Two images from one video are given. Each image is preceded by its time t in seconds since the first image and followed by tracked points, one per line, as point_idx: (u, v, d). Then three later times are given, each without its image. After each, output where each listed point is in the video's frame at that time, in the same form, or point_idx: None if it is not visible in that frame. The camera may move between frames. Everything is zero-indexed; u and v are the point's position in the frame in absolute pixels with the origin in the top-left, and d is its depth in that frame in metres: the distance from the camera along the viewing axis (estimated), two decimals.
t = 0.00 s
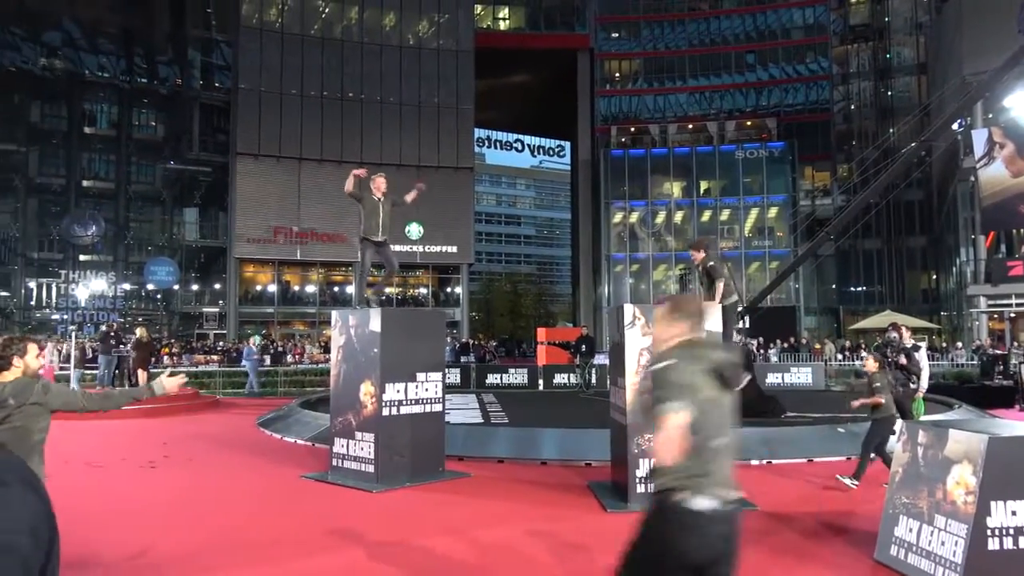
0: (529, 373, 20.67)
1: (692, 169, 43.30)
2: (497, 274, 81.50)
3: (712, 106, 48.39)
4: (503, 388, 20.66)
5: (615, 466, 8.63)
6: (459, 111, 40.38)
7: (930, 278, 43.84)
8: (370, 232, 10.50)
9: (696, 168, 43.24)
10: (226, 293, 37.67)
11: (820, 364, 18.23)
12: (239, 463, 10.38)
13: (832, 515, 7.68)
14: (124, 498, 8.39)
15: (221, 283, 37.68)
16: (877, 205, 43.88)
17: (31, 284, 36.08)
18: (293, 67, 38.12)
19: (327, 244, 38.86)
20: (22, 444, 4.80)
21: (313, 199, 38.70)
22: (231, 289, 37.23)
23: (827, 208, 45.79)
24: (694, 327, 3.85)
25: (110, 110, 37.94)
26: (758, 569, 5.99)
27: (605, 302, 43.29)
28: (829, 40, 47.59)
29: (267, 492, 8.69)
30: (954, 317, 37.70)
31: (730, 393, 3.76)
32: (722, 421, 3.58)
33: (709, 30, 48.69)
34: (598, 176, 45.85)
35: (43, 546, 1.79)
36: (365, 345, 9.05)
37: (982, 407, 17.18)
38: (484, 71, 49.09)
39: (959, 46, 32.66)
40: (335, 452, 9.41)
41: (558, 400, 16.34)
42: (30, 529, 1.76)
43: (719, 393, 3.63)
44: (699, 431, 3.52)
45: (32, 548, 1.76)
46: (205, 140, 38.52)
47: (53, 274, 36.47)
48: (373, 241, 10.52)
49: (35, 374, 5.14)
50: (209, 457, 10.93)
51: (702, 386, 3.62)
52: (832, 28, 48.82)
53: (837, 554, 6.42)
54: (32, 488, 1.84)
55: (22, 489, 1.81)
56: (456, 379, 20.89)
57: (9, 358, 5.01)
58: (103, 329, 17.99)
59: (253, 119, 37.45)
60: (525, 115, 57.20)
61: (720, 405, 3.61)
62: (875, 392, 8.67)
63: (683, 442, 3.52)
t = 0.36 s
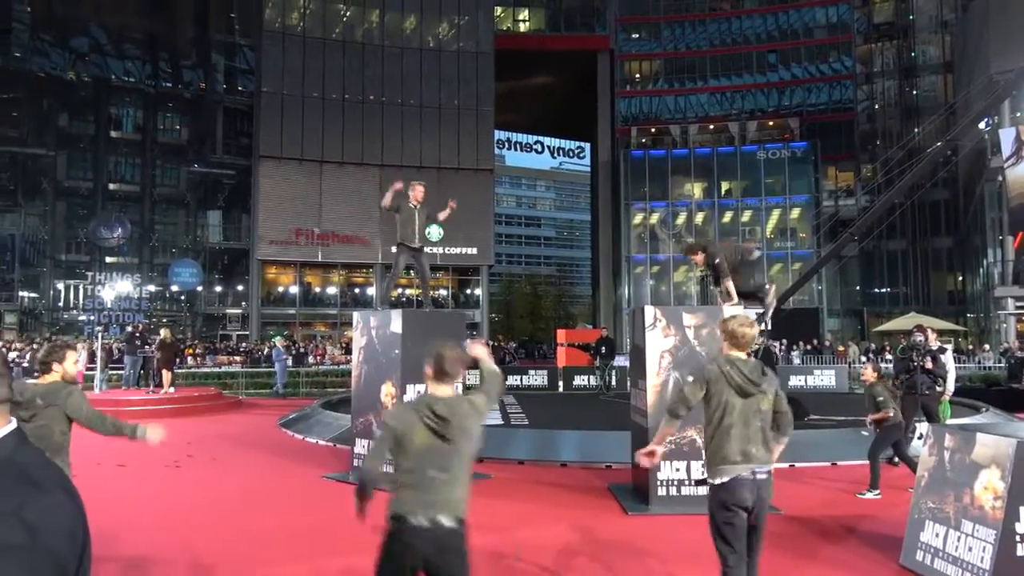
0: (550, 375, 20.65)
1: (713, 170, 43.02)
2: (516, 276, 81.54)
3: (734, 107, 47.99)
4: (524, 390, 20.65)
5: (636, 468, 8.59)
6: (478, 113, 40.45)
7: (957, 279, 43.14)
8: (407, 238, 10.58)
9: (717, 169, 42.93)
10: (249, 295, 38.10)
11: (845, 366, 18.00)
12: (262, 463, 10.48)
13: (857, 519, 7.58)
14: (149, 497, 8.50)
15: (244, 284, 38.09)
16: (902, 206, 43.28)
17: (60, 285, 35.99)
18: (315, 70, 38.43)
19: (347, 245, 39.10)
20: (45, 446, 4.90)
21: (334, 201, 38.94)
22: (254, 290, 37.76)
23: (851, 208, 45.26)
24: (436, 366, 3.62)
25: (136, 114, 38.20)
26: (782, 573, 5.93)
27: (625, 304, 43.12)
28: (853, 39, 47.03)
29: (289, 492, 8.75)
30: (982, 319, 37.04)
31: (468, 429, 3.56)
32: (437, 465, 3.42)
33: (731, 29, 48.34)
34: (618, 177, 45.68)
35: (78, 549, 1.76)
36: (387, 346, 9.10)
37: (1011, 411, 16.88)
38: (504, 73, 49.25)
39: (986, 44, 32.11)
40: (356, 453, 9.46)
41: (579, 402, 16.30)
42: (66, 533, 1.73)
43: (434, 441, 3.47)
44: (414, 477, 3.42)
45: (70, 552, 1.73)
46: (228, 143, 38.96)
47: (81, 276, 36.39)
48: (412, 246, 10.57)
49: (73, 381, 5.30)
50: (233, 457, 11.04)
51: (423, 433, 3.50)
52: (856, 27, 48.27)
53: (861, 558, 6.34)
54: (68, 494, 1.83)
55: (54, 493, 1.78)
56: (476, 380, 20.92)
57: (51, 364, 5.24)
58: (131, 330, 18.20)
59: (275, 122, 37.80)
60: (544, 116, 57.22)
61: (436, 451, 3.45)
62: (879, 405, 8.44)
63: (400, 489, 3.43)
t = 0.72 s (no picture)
0: (565, 377, 20.67)
1: (729, 170, 42.81)
2: (531, 277, 81.50)
3: (750, 107, 47.67)
4: (539, 391, 20.68)
5: (651, 470, 8.56)
6: (493, 114, 40.49)
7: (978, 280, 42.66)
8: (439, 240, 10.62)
9: (733, 169, 42.73)
10: (266, 296, 38.44)
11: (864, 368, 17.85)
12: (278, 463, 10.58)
13: (875, 523, 7.50)
14: (168, 497, 8.59)
15: (261, 286, 38.44)
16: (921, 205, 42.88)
17: (80, 287, 35.92)
18: (331, 73, 38.69)
19: (363, 247, 39.27)
20: (78, 426, 5.57)
21: (349, 203, 39.12)
22: (271, 292, 38.13)
23: (868, 208, 44.86)
24: (310, 364, 4.87)
25: (154, 118, 38.51)
26: None
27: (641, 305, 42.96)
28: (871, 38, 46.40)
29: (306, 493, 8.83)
30: (1003, 321, 36.56)
31: (345, 408, 4.89)
32: (330, 437, 4.74)
33: (746, 29, 48.10)
34: (633, 178, 45.55)
35: (92, 562, 1.77)
36: (402, 348, 9.13)
37: None
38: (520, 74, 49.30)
39: (1007, 41, 31.68)
40: (373, 454, 9.50)
41: (594, 404, 16.27)
42: (81, 544, 1.74)
43: (324, 418, 4.79)
44: (312, 448, 4.70)
45: (83, 565, 1.72)
46: (245, 147, 39.33)
47: (101, 278, 36.20)
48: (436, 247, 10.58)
49: (119, 368, 5.97)
50: (250, 458, 11.13)
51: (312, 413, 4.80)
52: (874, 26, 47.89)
53: (880, 562, 6.28)
54: (85, 503, 1.80)
55: (72, 499, 1.78)
56: (491, 382, 20.96)
57: (102, 351, 5.90)
58: (150, 333, 18.24)
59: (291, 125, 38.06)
60: (559, 117, 57.25)
61: (327, 424, 4.78)
62: (887, 409, 8.28)
63: (302, 457, 4.68)
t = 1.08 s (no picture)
0: (577, 378, 20.67)
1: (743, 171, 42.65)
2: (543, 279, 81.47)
3: (763, 108, 47.43)
4: (552, 393, 20.69)
5: (665, 473, 8.51)
6: (506, 117, 40.53)
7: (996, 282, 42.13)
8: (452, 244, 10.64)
9: (747, 170, 42.55)
10: (280, 299, 38.70)
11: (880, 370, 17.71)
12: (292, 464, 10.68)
13: (890, 526, 7.43)
14: (184, 498, 8.68)
15: (276, 289, 38.71)
16: (937, 206, 42.47)
17: (97, 290, 36.35)
18: (345, 77, 38.91)
19: (377, 249, 39.45)
20: (110, 430, 6.02)
21: (362, 205, 39.30)
22: (285, 294, 38.33)
23: (883, 209, 44.49)
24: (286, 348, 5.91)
25: (169, 122, 38.81)
26: None
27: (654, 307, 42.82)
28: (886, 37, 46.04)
29: (320, 494, 8.88)
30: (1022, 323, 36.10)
31: (311, 388, 5.92)
32: (296, 412, 5.65)
33: (760, 30, 47.92)
34: (646, 180, 45.48)
35: (115, 566, 1.78)
36: (415, 350, 9.15)
37: None
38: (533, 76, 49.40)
39: None
40: (386, 456, 9.53)
41: (607, 406, 16.24)
42: (103, 552, 1.75)
43: (296, 394, 5.76)
44: (281, 416, 5.61)
45: (105, 570, 1.75)
46: (260, 150, 39.70)
47: (117, 281, 36.70)
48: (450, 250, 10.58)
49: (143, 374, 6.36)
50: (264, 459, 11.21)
51: (289, 391, 5.76)
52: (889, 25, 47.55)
53: (895, 565, 6.21)
54: (109, 509, 1.83)
55: (93, 506, 1.79)
56: (504, 383, 20.97)
57: (131, 359, 6.30)
58: (165, 334, 18.42)
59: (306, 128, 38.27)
60: (573, 118, 57.28)
61: (297, 402, 5.72)
62: (915, 407, 8.19)
63: (271, 423, 5.59)
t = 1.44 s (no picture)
0: (588, 380, 20.65)
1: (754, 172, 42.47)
2: (554, 281, 81.43)
3: (774, 109, 47.23)
4: (563, 395, 20.70)
5: (677, 476, 8.49)
6: (516, 119, 40.53)
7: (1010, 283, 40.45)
8: (448, 240, 10.56)
9: (758, 172, 42.38)
10: (291, 301, 38.89)
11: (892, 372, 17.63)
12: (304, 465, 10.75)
13: (904, 530, 7.37)
14: (198, 499, 8.75)
15: (287, 291, 38.91)
16: (950, 207, 42.09)
17: (110, 293, 36.61)
18: (356, 81, 39.03)
19: (388, 251, 39.59)
20: (142, 424, 6.30)
21: (373, 208, 39.44)
22: (296, 297, 38.50)
23: (896, 210, 44.14)
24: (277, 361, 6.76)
25: (183, 126, 39.30)
26: None
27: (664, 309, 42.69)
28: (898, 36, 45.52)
29: (333, 495, 8.94)
30: None
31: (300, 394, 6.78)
32: (282, 415, 6.55)
33: (772, 30, 47.64)
34: (656, 181, 45.38)
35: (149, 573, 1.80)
36: (426, 352, 9.17)
37: None
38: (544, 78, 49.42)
39: None
40: (397, 458, 9.56)
41: (618, 408, 16.23)
42: (138, 560, 1.77)
43: (283, 398, 6.67)
44: (269, 418, 6.53)
45: None
46: (271, 153, 39.92)
47: (130, 284, 37.27)
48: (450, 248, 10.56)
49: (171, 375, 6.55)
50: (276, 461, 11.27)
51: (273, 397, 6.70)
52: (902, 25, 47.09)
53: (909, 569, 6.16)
54: (142, 513, 1.85)
55: (125, 515, 1.80)
56: (515, 385, 21.01)
57: (160, 362, 6.54)
58: (180, 335, 18.58)
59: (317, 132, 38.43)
60: (583, 119, 57.25)
61: (283, 406, 6.61)
62: (940, 406, 8.02)
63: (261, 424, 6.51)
